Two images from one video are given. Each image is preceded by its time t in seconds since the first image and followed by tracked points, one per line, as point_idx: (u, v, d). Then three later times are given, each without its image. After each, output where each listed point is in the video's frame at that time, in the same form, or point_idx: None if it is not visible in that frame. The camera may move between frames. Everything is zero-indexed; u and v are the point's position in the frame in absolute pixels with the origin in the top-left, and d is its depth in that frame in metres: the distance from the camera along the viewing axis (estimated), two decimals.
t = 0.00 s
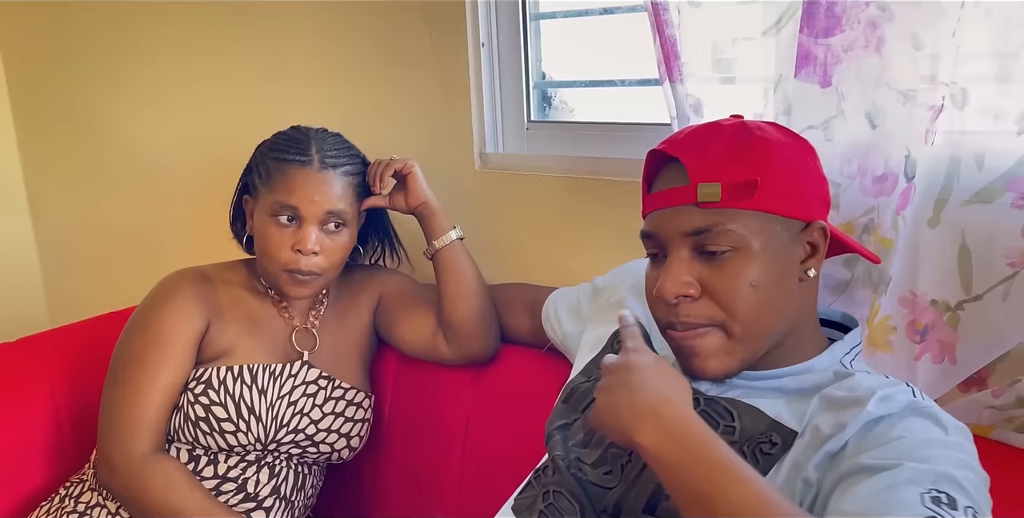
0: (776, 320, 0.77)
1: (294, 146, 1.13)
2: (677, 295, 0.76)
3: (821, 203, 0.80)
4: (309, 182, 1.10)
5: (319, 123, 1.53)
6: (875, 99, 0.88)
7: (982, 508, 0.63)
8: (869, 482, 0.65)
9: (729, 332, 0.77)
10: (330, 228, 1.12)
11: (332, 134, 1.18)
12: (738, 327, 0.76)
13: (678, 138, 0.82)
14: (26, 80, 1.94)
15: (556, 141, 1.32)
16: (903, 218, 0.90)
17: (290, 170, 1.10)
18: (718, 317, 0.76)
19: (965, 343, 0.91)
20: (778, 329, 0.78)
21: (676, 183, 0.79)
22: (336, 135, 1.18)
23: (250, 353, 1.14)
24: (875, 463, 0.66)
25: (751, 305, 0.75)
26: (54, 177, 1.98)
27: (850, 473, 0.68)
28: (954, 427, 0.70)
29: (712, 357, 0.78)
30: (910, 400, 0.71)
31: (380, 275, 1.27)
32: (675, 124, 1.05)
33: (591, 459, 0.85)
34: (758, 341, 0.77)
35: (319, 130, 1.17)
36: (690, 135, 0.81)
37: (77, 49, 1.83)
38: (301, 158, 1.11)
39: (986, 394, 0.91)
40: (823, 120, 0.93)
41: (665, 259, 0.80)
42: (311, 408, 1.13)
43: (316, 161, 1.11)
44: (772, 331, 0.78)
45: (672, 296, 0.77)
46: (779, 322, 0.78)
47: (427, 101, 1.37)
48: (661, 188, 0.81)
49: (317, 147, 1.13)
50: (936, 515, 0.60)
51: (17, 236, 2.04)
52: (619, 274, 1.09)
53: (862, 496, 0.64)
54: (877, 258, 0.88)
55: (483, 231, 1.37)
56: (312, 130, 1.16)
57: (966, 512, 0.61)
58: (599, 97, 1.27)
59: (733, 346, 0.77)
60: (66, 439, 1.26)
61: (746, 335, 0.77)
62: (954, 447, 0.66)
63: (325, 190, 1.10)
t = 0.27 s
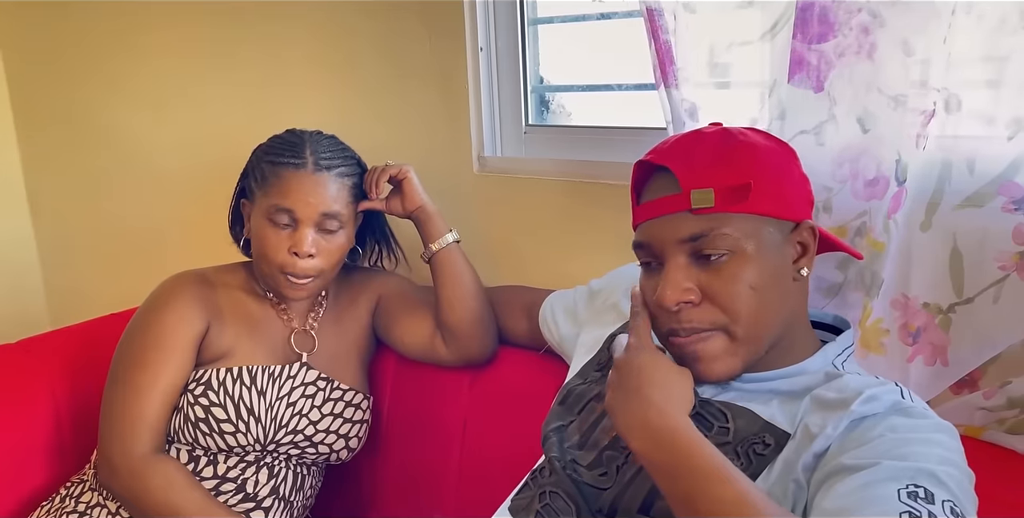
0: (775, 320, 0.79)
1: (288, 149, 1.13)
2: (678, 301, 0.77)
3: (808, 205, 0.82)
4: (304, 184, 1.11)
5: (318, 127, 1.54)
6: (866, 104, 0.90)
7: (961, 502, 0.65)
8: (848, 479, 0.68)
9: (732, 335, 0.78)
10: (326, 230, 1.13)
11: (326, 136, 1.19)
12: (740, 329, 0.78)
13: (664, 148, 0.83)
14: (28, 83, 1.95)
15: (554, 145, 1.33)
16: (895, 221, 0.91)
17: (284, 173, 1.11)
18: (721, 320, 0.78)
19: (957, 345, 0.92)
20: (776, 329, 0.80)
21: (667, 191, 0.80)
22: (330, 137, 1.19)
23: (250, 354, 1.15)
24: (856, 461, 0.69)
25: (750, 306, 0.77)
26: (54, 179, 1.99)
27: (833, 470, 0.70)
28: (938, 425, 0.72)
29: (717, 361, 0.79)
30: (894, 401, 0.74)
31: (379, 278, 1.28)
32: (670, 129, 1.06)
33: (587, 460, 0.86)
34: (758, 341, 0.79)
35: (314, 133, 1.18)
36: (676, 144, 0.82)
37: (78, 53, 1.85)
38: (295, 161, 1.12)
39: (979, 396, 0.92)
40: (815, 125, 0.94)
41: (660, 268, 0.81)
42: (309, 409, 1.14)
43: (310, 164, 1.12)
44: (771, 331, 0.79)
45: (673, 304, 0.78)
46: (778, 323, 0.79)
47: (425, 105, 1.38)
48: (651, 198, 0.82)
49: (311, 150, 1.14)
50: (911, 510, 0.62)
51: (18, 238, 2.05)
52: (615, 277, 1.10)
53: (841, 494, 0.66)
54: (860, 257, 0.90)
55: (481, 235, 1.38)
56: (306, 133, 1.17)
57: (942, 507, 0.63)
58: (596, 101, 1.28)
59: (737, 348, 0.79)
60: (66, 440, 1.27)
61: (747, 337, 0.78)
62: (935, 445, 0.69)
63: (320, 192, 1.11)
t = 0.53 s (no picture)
0: (763, 322, 0.80)
1: (285, 151, 1.15)
2: (668, 301, 0.79)
3: (801, 207, 0.83)
4: (300, 186, 1.12)
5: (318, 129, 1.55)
6: (864, 108, 0.91)
7: (953, 500, 0.66)
8: (842, 479, 0.69)
9: (721, 337, 0.79)
10: (324, 231, 1.14)
11: (322, 138, 1.20)
12: (728, 331, 0.79)
13: (661, 150, 0.85)
14: (30, 85, 1.96)
15: (552, 147, 1.35)
16: (892, 224, 0.93)
17: (281, 175, 1.13)
18: (709, 322, 0.79)
19: (948, 346, 0.93)
20: (765, 331, 0.81)
21: (663, 192, 0.82)
22: (326, 138, 1.20)
23: (250, 353, 1.16)
24: (850, 461, 0.70)
25: (738, 308, 0.78)
26: (56, 181, 2.01)
27: (827, 470, 0.72)
28: (931, 425, 0.73)
29: (707, 362, 0.80)
30: (887, 401, 0.75)
31: (379, 279, 1.30)
32: (667, 132, 1.07)
33: (584, 456, 0.87)
34: (747, 343, 0.80)
35: (310, 135, 1.19)
36: (672, 147, 0.84)
37: (80, 56, 1.86)
38: (291, 163, 1.13)
39: (969, 396, 0.94)
40: (813, 128, 0.96)
41: (653, 267, 0.83)
42: (309, 409, 1.15)
43: (307, 166, 1.13)
44: (760, 333, 0.81)
45: (663, 303, 0.79)
46: (767, 325, 0.81)
47: (425, 108, 1.40)
48: (647, 198, 0.83)
49: (308, 152, 1.15)
50: (904, 508, 0.63)
51: (19, 239, 2.06)
52: (613, 278, 1.11)
53: (835, 493, 0.67)
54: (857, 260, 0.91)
55: (480, 237, 1.39)
56: (303, 135, 1.18)
57: (934, 505, 0.64)
58: (594, 104, 1.29)
59: (725, 350, 0.80)
60: (69, 438, 1.28)
61: (735, 339, 0.79)
62: (927, 445, 0.70)
63: (316, 193, 1.12)
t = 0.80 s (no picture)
0: (758, 322, 0.82)
1: (287, 152, 1.16)
2: (664, 300, 0.80)
3: (798, 207, 0.84)
4: (303, 186, 1.13)
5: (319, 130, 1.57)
6: (857, 110, 0.92)
7: (941, 493, 0.68)
8: (833, 471, 0.70)
9: (716, 337, 0.81)
10: (327, 231, 1.15)
11: (324, 139, 1.21)
12: (723, 330, 0.81)
13: (660, 150, 0.86)
14: (33, 87, 1.98)
15: (551, 148, 1.36)
16: (884, 224, 0.94)
17: (284, 176, 1.14)
18: (705, 323, 0.80)
19: (940, 344, 0.95)
20: (760, 330, 0.82)
21: (661, 192, 0.83)
22: (328, 139, 1.22)
23: (253, 352, 1.18)
24: (841, 454, 0.71)
25: (733, 308, 0.80)
26: (58, 181, 2.02)
27: (819, 463, 0.73)
28: (921, 421, 0.75)
29: (702, 361, 0.82)
30: (878, 397, 0.77)
31: (379, 278, 1.31)
32: (664, 133, 1.09)
33: (581, 450, 0.90)
34: (742, 343, 0.82)
35: (312, 136, 1.21)
36: (672, 147, 0.85)
37: (82, 57, 1.87)
38: (294, 164, 1.15)
39: (960, 393, 0.95)
40: (807, 130, 0.97)
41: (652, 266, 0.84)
42: (311, 407, 1.17)
43: (309, 166, 1.15)
44: (756, 332, 0.82)
45: (660, 302, 0.81)
46: (763, 324, 0.82)
47: (425, 109, 1.41)
48: (646, 198, 0.85)
49: (310, 153, 1.17)
50: (893, 500, 0.65)
51: (21, 238, 2.08)
52: (610, 277, 1.13)
53: (827, 485, 0.69)
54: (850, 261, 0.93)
55: (479, 237, 1.41)
56: (305, 136, 1.19)
57: (923, 497, 0.66)
58: (592, 105, 1.31)
59: (720, 348, 0.82)
60: (72, 436, 1.29)
61: (730, 338, 0.81)
62: (917, 439, 0.72)
63: (319, 193, 1.14)
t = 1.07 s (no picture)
0: (752, 319, 0.84)
1: (293, 153, 1.18)
2: (659, 295, 0.82)
3: (795, 209, 0.86)
4: (309, 187, 1.15)
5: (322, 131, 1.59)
6: (854, 111, 0.94)
7: (931, 487, 0.70)
8: (825, 466, 0.72)
9: (708, 333, 0.83)
10: (332, 230, 1.17)
11: (329, 140, 1.23)
12: (716, 326, 0.82)
13: (661, 149, 0.88)
14: (38, 87, 2.00)
15: (552, 149, 1.38)
16: (879, 225, 0.96)
17: (290, 176, 1.16)
18: (697, 317, 0.82)
19: (933, 342, 0.96)
20: (753, 327, 0.84)
21: (661, 190, 0.85)
22: (333, 140, 1.24)
23: (257, 347, 1.20)
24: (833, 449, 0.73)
25: (727, 306, 0.81)
26: (63, 180, 2.04)
27: (812, 458, 0.75)
28: (912, 417, 0.77)
29: (692, 355, 0.84)
30: (871, 393, 0.79)
31: (382, 277, 1.33)
32: (663, 134, 1.10)
33: (580, 445, 0.92)
34: (735, 340, 0.84)
35: (317, 137, 1.23)
36: (672, 147, 0.87)
37: (87, 58, 1.89)
38: (299, 164, 1.16)
39: (953, 389, 0.97)
40: (805, 131, 0.99)
41: (649, 262, 0.86)
42: (315, 402, 1.18)
43: (314, 167, 1.17)
44: (749, 329, 0.84)
45: (656, 297, 0.83)
46: (756, 321, 0.84)
47: (427, 110, 1.43)
48: (645, 195, 0.87)
49: (315, 153, 1.18)
50: (883, 493, 0.66)
51: (26, 238, 2.10)
52: (609, 276, 1.15)
53: (819, 479, 0.71)
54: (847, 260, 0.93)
55: (481, 237, 1.43)
56: (310, 137, 1.21)
57: (913, 491, 0.68)
58: (592, 107, 1.33)
59: (711, 344, 0.83)
60: (79, 432, 1.31)
61: (722, 335, 0.83)
62: (908, 435, 0.73)
63: (324, 193, 1.16)
